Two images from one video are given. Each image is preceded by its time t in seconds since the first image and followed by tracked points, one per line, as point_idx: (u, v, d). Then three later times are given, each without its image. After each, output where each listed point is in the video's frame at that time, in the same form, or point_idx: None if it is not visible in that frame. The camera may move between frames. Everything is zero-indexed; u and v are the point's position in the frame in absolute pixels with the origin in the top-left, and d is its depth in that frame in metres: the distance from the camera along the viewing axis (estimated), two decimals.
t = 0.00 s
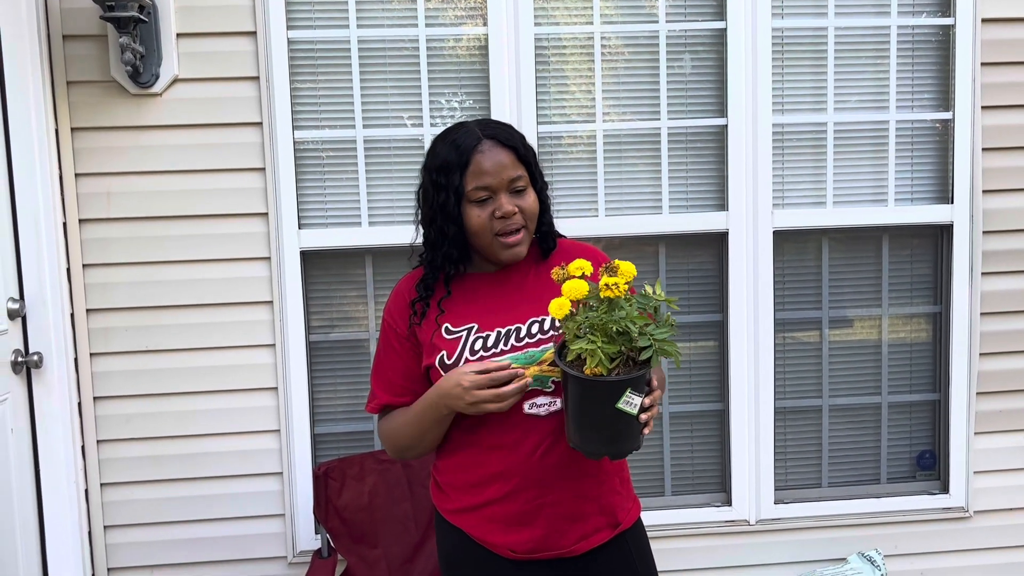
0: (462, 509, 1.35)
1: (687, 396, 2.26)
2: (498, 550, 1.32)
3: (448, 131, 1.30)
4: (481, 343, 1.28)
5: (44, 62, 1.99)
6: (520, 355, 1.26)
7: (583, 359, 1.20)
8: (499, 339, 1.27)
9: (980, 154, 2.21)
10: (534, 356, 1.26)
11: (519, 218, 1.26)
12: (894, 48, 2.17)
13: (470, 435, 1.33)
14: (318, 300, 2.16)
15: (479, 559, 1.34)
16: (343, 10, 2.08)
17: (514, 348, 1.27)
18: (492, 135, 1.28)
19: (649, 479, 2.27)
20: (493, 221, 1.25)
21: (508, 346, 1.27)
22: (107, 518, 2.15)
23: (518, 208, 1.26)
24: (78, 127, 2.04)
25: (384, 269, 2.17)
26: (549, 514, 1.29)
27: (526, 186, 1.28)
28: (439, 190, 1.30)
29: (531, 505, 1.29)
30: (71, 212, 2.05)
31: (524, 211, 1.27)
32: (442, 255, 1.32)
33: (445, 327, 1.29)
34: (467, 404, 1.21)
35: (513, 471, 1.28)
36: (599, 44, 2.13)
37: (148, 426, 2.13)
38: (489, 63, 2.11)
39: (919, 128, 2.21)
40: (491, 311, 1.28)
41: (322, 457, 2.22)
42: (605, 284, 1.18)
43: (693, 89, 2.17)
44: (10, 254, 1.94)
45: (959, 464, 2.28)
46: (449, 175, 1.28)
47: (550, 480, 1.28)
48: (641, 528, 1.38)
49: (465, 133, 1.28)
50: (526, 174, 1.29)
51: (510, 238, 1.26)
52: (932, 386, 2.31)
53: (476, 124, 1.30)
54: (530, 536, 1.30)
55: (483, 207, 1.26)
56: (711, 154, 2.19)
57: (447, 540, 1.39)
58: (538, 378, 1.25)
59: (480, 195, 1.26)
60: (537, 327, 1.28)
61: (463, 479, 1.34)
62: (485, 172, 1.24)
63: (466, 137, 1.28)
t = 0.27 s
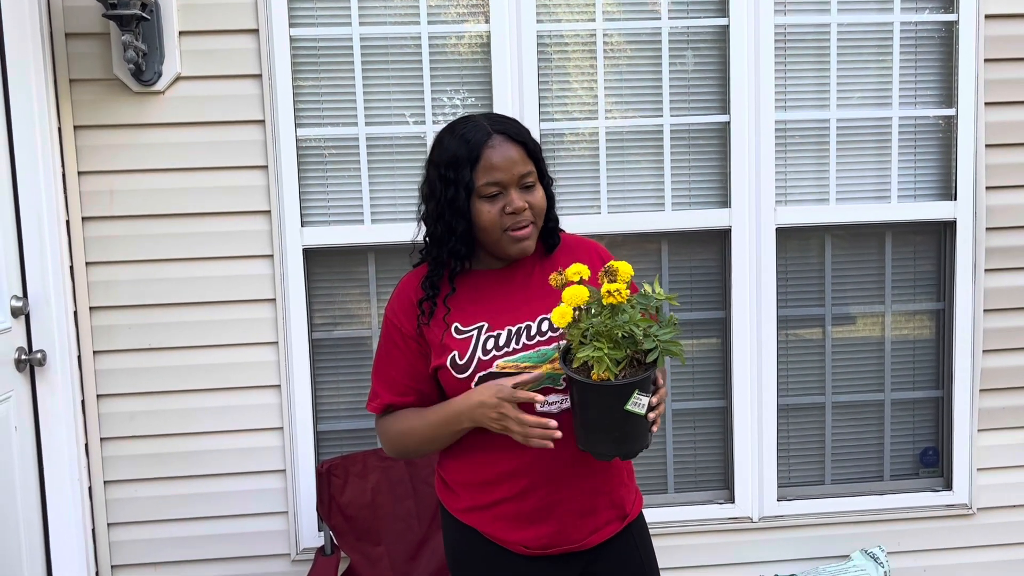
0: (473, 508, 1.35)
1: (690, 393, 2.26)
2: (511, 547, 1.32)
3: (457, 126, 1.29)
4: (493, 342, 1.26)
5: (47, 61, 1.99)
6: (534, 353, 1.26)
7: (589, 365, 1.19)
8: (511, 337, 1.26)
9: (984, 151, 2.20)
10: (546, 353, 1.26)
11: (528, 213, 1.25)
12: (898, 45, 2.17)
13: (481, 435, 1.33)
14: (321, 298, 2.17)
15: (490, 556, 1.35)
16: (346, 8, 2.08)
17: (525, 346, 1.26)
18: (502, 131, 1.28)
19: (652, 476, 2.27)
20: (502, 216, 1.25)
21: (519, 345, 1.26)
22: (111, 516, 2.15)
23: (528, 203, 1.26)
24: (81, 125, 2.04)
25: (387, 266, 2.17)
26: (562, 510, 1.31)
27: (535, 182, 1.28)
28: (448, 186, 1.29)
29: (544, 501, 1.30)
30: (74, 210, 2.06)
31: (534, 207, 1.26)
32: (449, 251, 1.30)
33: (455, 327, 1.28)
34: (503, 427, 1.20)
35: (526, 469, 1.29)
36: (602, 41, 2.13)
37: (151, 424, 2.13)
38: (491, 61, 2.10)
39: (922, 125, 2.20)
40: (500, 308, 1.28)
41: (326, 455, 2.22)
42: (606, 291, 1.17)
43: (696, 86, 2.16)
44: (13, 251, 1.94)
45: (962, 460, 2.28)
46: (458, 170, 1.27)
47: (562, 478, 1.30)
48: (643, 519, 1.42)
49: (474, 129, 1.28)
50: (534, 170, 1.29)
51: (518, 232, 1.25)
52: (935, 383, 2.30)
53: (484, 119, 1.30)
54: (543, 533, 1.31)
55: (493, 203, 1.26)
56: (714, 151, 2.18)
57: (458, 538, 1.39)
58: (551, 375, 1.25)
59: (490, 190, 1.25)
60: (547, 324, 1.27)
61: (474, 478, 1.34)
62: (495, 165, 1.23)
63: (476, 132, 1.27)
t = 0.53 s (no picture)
0: (489, 503, 1.35)
1: (692, 392, 2.26)
2: (528, 542, 1.32)
3: (471, 118, 1.30)
4: (520, 341, 1.25)
5: (49, 60, 1.99)
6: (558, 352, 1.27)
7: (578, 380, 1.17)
8: (536, 336, 1.26)
9: (985, 149, 2.20)
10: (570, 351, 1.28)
11: (544, 202, 1.27)
12: (899, 43, 2.17)
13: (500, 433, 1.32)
14: (323, 297, 2.17)
15: (505, 553, 1.34)
16: (347, 7, 2.08)
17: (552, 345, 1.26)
18: (515, 122, 1.30)
19: (654, 474, 2.27)
20: (519, 205, 1.26)
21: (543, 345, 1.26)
22: (113, 515, 2.16)
23: (543, 193, 1.28)
24: (83, 124, 2.05)
25: (388, 265, 2.17)
26: (578, 504, 1.32)
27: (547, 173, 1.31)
28: (463, 176, 1.29)
29: (562, 496, 1.31)
30: (77, 209, 2.06)
31: (548, 197, 1.28)
32: (466, 242, 1.30)
33: (480, 325, 1.27)
34: (551, 446, 1.20)
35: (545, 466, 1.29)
36: (603, 40, 2.13)
37: (153, 423, 2.14)
38: (492, 60, 2.11)
39: (924, 123, 2.20)
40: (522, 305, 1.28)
41: (328, 454, 2.23)
42: (595, 312, 1.15)
43: (697, 84, 2.16)
44: (16, 250, 1.92)
45: (963, 458, 2.28)
46: (473, 160, 1.27)
47: (579, 472, 1.31)
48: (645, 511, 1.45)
49: (488, 120, 1.29)
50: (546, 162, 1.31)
51: (534, 222, 1.26)
52: (937, 381, 2.31)
53: (497, 111, 1.32)
54: (561, 527, 1.31)
55: (509, 192, 1.27)
56: (715, 150, 2.18)
57: (469, 535, 1.39)
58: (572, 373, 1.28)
59: (505, 179, 1.27)
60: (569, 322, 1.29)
61: (490, 475, 1.34)
62: (512, 155, 1.25)
63: (491, 123, 1.29)
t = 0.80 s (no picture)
0: (502, 492, 1.37)
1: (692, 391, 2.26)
2: (538, 532, 1.35)
3: (492, 115, 1.38)
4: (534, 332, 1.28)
5: (49, 59, 1.99)
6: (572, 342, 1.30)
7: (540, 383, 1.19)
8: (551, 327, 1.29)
9: (985, 148, 2.20)
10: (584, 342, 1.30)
11: (559, 192, 1.31)
12: (899, 42, 2.17)
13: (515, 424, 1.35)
14: (323, 296, 2.17)
15: (516, 541, 1.37)
16: (347, 6, 2.08)
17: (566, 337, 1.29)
18: (534, 118, 1.37)
19: (654, 473, 2.27)
20: (534, 194, 1.31)
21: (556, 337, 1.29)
22: (114, 514, 2.16)
23: (559, 184, 1.32)
24: (83, 124, 2.05)
25: (388, 265, 2.17)
26: (589, 497, 1.34)
27: (564, 166, 1.36)
28: (482, 167, 1.35)
29: (573, 489, 1.33)
30: (76, 209, 2.06)
31: (564, 187, 1.33)
32: (484, 230, 1.34)
33: (495, 314, 1.29)
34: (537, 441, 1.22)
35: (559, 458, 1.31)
36: (603, 39, 2.13)
37: (154, 422, 2.14)
38: (492, 59, 2.11)
39: (924, 122, 2.20)
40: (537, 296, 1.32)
41: (328, 453, 2.23)
42: (550, 320, 1.15)
43: (697, 83, 2.16)
44: (16, 249, 1.93)
45: (964, 457, 2.28)
46: (492, 152, 1.33)
47: (592, 465, 1.33)
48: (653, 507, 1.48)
49: (509, 116, 1.36)
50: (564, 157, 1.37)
51: (550, 210, 1.30)
52: (937, 380, 2.30)
53: (518, 109, 1.39)
54: (570, 519, 1.34)
55: (525, 181, 1.32)
56: (715, 149, 2.18)
57: (483, 520, 1.41)
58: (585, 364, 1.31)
59: (522, 169, 1.32)
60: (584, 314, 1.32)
61: (505, 465, 1.36)
62: (529, 146, 1.31)
63: (510, 118, 1.35)
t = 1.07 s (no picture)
0: (514, 480, 1.45)
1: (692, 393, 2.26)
2: (547, 518, 1.42)
3: (517, 115, 1.44)
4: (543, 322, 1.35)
5: (48, 61, 1.99)
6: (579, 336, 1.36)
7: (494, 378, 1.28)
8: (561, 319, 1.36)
9: (984, 150, 2.20)
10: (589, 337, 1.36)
11: (573, 195, 1.37)
12: (897, 43, 2.17)
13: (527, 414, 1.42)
14: (322, 298, 2.17)
15: (527, 527, 1.45)
16: (345, 8, 2.08)
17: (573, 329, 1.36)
18: (557, 121, 1.42)
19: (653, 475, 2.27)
20: (548, 195, 1.37)
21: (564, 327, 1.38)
22: (113, 516, 2.15)
23: (574, 186, 1.38)
24: (82, 125, 2.05)
25: (387, 266, 2.17)
26: (596, 488, 1.41)
27: (583, 169, 1.41)
28: (503, 166, 1.42)
29: (580, 477, 1.40)
30: (75, 210, 2.06)
31: (579, 190, 1.38)
32: (503, 227, 1.42)
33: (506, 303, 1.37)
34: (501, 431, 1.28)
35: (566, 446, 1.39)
36: (602, 40, 2.13)
37: (153, 424, 2.14)
38: (491, 61, 2.11)
39: (922, 123, 2.20)
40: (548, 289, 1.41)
41: (327, 455, 2.22)
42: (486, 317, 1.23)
43: (696, 85, 2.17)
44: (14, 251, 1.92)
45: (963, 458, 2.28)
46: (513, 152, 1.41)
47: (599, 454, 1.40)
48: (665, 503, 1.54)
49: (532, 118, 1.42)
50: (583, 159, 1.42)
51: (562, 212, 1.36)
52: (936, 381, 2.31)
53: (542, 111, 1.44)
54: (577, 506, 1.41)
55: (541, 182, 1.38)
56: (714, 150, 2.19)
57: (498, 507, 1.49)
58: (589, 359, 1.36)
59: (539, 171, 1.38)
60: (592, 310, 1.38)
61: (516, 453, 1.44)
62: (547, 149, 1.37)
63: (532, 119, 1.42)
